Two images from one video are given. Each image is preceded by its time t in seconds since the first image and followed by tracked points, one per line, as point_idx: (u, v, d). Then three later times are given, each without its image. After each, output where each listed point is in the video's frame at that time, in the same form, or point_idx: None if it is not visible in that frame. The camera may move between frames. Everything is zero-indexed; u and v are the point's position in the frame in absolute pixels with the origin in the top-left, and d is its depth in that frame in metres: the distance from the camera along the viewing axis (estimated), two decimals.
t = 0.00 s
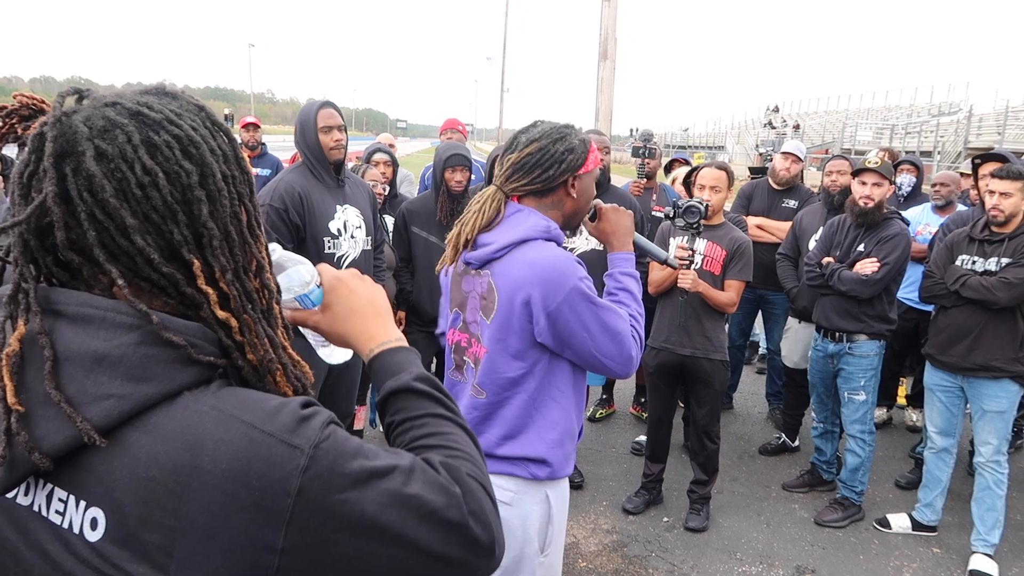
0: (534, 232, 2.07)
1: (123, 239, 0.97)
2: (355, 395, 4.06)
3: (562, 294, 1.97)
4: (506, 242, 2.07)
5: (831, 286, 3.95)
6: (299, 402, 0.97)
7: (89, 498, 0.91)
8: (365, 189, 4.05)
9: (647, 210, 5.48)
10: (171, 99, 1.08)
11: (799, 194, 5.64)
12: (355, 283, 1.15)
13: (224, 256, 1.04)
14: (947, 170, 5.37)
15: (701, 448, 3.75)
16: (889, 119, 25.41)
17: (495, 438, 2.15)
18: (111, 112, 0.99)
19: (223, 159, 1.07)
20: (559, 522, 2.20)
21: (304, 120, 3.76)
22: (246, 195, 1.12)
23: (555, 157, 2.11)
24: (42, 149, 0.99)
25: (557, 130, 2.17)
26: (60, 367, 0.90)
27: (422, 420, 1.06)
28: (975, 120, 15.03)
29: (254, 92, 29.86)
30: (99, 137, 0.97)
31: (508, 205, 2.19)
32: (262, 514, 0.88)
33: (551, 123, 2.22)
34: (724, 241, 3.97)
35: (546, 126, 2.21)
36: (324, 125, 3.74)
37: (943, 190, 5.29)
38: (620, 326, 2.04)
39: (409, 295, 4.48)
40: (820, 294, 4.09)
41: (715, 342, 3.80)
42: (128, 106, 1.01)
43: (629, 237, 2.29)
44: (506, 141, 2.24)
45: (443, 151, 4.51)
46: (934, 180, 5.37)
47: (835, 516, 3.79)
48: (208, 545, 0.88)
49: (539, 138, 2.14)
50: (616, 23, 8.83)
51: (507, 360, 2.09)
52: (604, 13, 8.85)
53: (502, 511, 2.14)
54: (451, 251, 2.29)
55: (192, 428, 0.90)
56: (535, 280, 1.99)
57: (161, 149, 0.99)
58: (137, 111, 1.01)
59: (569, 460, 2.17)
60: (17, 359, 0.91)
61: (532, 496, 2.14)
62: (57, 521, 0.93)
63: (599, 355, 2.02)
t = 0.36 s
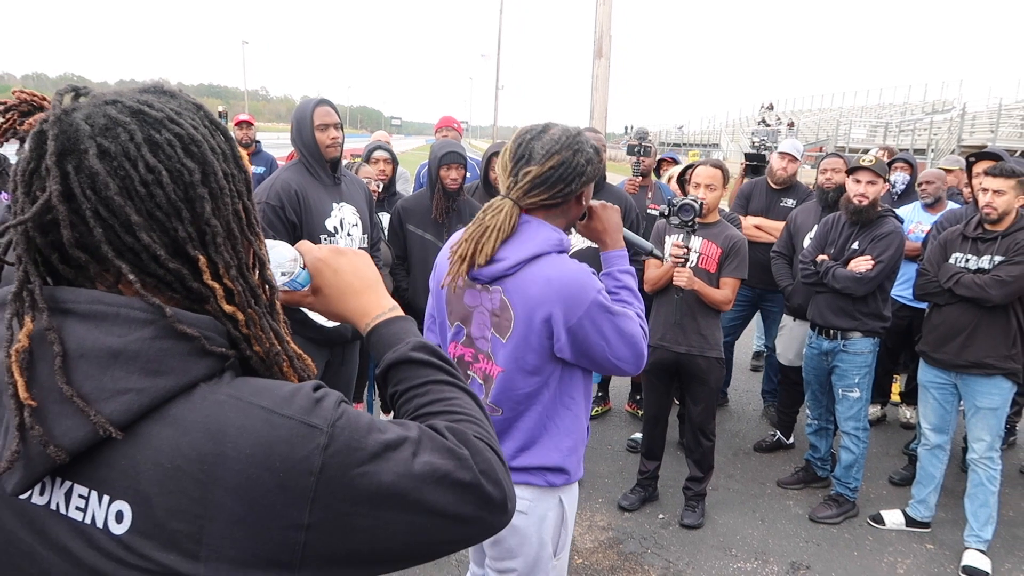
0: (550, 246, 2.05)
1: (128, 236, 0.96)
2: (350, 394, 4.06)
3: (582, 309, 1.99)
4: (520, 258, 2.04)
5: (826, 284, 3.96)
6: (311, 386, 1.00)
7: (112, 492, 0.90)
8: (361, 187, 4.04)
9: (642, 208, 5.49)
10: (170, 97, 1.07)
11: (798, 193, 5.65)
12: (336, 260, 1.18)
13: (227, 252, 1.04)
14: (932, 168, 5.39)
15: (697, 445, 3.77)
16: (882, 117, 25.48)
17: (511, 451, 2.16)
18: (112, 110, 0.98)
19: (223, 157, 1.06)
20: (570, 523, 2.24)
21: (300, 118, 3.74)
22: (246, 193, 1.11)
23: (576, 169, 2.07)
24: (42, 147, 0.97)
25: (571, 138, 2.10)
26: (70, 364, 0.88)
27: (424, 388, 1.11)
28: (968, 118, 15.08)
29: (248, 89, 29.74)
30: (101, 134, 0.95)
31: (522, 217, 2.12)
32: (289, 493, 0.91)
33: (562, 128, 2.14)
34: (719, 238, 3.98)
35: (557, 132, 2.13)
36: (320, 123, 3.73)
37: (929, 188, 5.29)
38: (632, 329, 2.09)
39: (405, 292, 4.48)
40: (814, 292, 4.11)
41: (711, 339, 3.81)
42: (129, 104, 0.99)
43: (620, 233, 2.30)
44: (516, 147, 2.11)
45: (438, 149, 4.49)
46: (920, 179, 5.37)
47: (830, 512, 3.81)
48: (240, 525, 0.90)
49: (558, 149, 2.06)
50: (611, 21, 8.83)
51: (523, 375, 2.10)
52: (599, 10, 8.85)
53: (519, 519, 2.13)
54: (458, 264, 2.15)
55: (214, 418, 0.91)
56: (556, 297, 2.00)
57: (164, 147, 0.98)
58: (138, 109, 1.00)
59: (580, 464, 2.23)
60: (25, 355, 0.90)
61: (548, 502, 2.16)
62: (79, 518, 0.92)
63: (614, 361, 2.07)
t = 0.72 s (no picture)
0: (562, 248, 2.05)
1: (131, 244, 0.96)
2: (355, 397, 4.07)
3: (597, 309, 2.00)
4: (532, 261, 2.04)
5: (830, 288, 3.96)
6: (318, 380, 1.00)
7: (125, 490, 0.91)
8: (366, 190, 4.05)
9: (646, 212, 5.49)
10: (171, 101, 1.05)
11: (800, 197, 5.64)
12: (347, 244, 1.14)
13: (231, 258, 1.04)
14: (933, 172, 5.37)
15: (701, 450, 3.76)
16: (887, 121, 25.45)
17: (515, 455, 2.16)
18: (111, 117, 0.97)
19: (223, 161, 1.05)
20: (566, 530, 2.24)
21: (306, 121, 3.77)
22: (248, 195, 1.10)
23: (583, 169, 2.08)
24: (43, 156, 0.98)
25: (573, 138, 2.10)
26: (76, 369, 0.89)
27: (440, 364, 1.10)
28: (973, 122, 15.05)
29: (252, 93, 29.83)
30: (100, 143, 0.95)
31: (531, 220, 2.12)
32: (299, 487, 0.92)
33: (562, 130, 2.14)
34: (723, 243, 3.98)
35: (558, 134, 2.13)
36: (326, 127, 3.74)
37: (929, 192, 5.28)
38: (643, 331, 2.10)
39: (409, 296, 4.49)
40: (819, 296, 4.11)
41: (714, 343, 3.81)
42: (127, 111, 0.98)
43: (625, 232, 2.28)
44: (521, 151, 2.11)
45: (441, 153, 4.50)
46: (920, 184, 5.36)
47: (834, 518, 3.80)
48: (251, 518, 0.91)
49: (564, 152, 2.06)
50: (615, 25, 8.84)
51: (534, 378, 2.11)
52: (603, 15, 8.87)
53: (517, 527, 2.12)
54: (470, 273, 2.13)
55: (224, 416, 0.92)
56: (570, 299, 2.00)
57: (164, 155, 0.97)
58: (137, 116, 0.98)
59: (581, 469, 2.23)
60: (33, 361, 0.90)
61: (546, 511, 2.16)
62: (91, 515, 0.93)
63: (624, 362, 2.08)
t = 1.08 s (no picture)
0: (592, 246, 2.12)
1: (112, 257, 0.95)
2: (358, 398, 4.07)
3: (624, 308, 2.12)
4: (567, 256, 2.08)
5: (836, 290, 3.96)
6: (314, 373, 1.01)
7: (121, 488, 0.92)
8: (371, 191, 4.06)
9: (651, 214, 5.49)
10: (150, 103, 1.02)
11: (801, 197, 5.62)
12: (348, 221, 1.09)
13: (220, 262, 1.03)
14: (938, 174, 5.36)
15: (705, 452, 3.76)
16: (892, 122, 25.39)
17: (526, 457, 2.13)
18: (85, 126, 0.95)
19: (205, 163, 1.01)
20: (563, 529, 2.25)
21: (309, 122, 3.74)
22: (237, 196, 1.07)
23: (605, 163, 2.18)
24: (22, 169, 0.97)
25: (591, 138, 2.22)
26: (66, 377, 0.90)
27: (446, 341, 1.06)
28: (979, 124, 14.99)
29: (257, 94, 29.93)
30: (76, 156, 0.94)
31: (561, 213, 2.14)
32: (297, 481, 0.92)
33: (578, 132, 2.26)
34: (728, 244, 3.97)
35: (574, 134, 2.25)
36: (330, 127, 3.72)
37: (932, 194, 5.25)
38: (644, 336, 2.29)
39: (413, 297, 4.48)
40: (824, 298, 4.10)
41: (719, 345, 3.81)
42: (102, 119, 0.96)
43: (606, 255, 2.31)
44: (544, 148, 2.19)
45: (446, 154, 4.51)
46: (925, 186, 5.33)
47: (839, 520, 3.79)
48: (248, 511, 0.92)
49: (587, 145, 2.18)
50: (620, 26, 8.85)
51: (553, 377, 2.12)
52: (608, 16, 8.87)
53: (520, 528, 2.11)
54: (511, 261, 2.06)
55: (218, 413, 0.92)
56: (603, 297, 2.09)
57: (140, 165, 0.95)
58: (112, 125, 0.96)
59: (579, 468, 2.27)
60: (24, 372, 0.92)
61: (547, 510, 2.16)
62: (89, 513, 0.93)
63: (632, 364, 2.23)
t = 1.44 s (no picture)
0: (606, 249, 2.15)
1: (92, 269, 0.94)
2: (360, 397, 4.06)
3: (631, 307, 2.18)
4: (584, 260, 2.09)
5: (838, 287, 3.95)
6: (304, 368, 1.00)
7: (112, 490, 0.91)
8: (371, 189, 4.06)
9: (652, 212, 5.48)
10: (122, 106, 1.00)
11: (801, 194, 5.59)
12: (337, 210, 1.09)
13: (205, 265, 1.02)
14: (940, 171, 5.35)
15: (708, 450, 3.75)
16: (894, 120, 25.35)
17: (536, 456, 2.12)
18: (55, 135, 0.93)
19: (182, 164, 1.00)
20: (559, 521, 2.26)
21: (308, 121, 3.73)
22: (220, 197, 1.06)
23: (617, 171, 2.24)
24: None
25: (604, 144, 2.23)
26: (52, 381, 0.89)
27: (439, 332, 1.05)
28: (981, 121, 14.95)
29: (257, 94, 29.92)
30: (48, 167, 0.92)
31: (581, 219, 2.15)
32: (291, 478, 0.91)
33: (593, 132, 2.24)
34: (730, 242, 3.97)
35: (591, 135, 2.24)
36: (329, 126, 3.72)
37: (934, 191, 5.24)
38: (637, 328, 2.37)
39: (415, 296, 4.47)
40: (826, 296, 4.09)
41: (721, 343, 3.80)
42: (71, 126, 0.94)
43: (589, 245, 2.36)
44: (570, 150, 2.15)
45: (445, 152, 4.50)
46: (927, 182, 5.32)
47: (842, 518, 3.78)
48: (244, 509, 0.91)
49: (606, 154, 2.21)
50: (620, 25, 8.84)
51: (563, 377, 2.12)
52: (608, 15, 8.86)
53: (522, 524, 2.11)
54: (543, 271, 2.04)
55: (208, 413, 0.91)
56: (617, 298, 2.13)
57: (114, 172, 0.93)
58: (82, 132, 0.94)
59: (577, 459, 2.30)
60: (7, 385, 0.90)
61: (546, 503, 2.16)
62: (81, 516, 0.93)
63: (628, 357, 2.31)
